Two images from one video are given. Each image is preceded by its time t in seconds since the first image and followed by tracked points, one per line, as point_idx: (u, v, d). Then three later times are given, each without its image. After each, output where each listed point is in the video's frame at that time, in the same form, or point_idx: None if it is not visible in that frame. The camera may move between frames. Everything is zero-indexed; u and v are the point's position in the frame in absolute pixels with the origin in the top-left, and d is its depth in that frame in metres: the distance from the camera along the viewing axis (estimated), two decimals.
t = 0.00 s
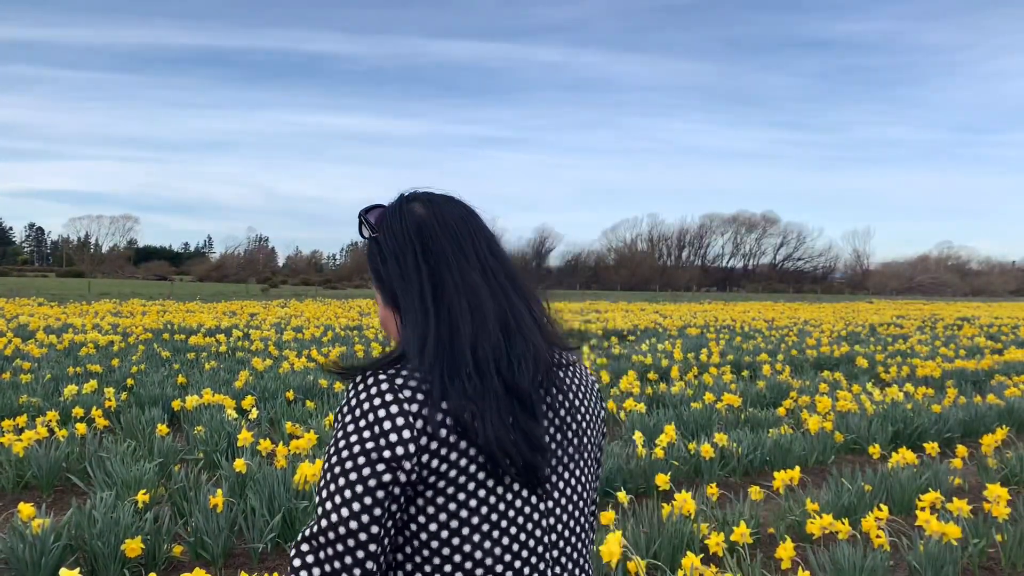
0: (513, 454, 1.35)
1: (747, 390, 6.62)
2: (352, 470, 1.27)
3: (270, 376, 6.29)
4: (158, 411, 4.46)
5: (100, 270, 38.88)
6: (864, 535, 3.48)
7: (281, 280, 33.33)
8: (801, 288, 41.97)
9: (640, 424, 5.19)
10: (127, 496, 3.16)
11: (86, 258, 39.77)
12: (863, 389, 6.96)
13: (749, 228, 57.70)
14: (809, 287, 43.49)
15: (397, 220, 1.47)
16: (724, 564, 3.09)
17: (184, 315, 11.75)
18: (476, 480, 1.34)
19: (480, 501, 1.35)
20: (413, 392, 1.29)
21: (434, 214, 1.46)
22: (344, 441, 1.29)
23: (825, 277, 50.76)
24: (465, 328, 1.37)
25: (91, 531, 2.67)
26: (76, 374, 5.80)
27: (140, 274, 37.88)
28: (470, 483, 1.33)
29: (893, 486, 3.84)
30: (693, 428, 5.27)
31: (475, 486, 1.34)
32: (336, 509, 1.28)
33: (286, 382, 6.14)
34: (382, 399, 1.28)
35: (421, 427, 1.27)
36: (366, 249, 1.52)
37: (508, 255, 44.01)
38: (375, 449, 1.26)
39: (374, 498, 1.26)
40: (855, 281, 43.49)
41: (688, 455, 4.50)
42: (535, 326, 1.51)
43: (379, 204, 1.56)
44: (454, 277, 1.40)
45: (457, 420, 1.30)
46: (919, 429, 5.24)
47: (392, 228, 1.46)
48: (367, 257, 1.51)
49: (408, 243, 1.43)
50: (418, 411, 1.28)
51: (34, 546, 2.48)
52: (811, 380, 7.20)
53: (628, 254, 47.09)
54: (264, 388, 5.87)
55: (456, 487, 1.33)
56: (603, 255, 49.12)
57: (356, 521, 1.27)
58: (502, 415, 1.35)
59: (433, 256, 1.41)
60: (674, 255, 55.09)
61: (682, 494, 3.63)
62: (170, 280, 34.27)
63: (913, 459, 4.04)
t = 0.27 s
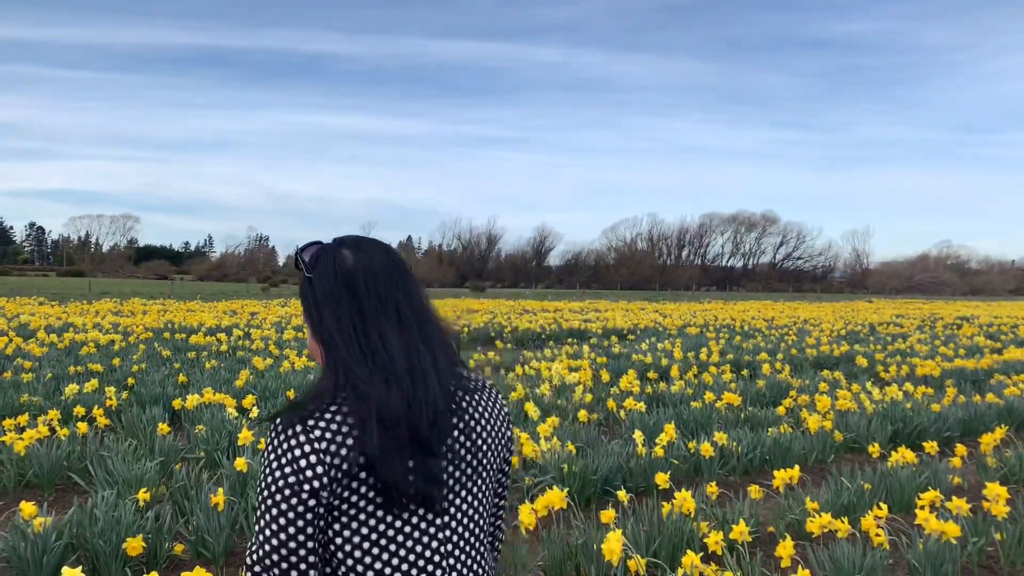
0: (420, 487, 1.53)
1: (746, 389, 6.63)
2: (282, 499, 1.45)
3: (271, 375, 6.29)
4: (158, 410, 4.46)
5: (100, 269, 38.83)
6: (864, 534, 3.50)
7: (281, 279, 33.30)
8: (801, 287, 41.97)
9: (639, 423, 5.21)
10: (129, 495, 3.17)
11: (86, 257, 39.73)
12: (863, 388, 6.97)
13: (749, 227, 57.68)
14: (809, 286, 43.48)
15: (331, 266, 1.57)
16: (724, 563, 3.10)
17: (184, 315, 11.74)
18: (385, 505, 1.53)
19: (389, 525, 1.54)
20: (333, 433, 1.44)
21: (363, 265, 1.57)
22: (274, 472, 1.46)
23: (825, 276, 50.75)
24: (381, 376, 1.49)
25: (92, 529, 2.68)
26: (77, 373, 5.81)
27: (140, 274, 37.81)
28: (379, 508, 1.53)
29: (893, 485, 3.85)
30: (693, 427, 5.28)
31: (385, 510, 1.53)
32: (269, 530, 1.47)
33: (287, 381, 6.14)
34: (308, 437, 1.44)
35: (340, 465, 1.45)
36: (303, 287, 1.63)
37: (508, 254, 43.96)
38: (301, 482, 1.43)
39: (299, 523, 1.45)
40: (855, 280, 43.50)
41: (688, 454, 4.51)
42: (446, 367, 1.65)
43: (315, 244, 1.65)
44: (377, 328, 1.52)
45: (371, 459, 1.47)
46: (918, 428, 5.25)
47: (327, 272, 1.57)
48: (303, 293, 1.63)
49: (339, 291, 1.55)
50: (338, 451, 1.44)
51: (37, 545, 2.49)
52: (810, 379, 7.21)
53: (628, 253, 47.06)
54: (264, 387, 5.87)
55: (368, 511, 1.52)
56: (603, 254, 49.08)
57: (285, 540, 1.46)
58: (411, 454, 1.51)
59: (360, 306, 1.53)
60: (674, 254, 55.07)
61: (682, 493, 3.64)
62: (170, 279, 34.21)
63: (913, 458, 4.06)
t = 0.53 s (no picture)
0: (371, 441, 1.65)
1: (746, 388, 6.63)
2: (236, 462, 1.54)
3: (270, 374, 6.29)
4: (159, 408, 4.46)
5: (100, 268, 38.78)
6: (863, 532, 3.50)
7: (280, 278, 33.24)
8: (801, 287, 41.94)
9: (639, 422, 5.22)
10: (129, 493, 3.17)
11: (86, 256, 39.69)
12: (862, 387, 6.97)
13: (749, 226, 57.67)
14: (809, 285, 43.46)
15: (277, 254, 1.72)
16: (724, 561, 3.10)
17: (184, 314, 11.74)
18: (338, 463, 1.64)
19: (342, 481, 1.65)
20: (284, 395, 1.56)
21: (307, 250, 1.71)
22: (228, 437, 1.56)
23: (825, 275, 50.74)
24: (325, 341, 1.62)
25: (93, 527, 2.69)
26: (78, 372, 5.81)
27: (139, 273, 37.76)
28: (332, 466, 1.63)
29: (892, 484, 3.86)
30: (693, 426, 5.29)
31: (338, 468, 1.64)
32: (225, 493, 1.56)
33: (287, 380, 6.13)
34: (257, 402, 1.54)
35: (292, 425, 1.56)
36: (253, 277, 1.75)
37: (508, 253, 43.90)
38: (254, 444, 1.53)
39: (254, 482, 1.55)
40: (856, 279, 43.48)
41: (687, 452, 4.52)
42: (389, 336, 1.80)
43: (263, 237, 1.79)
44: (323, 303, 1.67)
45: (321, 418, 1.58)
46: (918, 426, 5.26)
47: (273, 261, 1.71)
48: (253, 282, 1.75)
49: (284, 275, 1.68)
50: (289, 412, 1.55)
51: (37, 543, 2.49)
52: (810, 378, 7.21)
53: (628, 252, 47.00)
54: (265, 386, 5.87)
55: (321, 471, 1.63)
56: (603, 253, 49.04)
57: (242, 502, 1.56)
58: (359, 410, 1.62)
59: (306, 286, 1.67)
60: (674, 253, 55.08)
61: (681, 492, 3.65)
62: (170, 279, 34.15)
63: (912, 456, 4.06)
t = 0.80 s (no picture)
0: (374, 433, 1.71)
1: (746, 386, 6.63)
2: (258, 464, 1.51)
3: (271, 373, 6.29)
4: (160, 407, 4.47)
5: (100, 267, 38.77)
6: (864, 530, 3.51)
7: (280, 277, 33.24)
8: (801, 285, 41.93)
9: (640, 420, 5.22)
10: (131, 491, 3.17)
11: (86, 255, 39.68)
12: (862, 385, 6.97)
13: (749, 225, 57.65)
14: (809, 284, 43.46)
15: (279, 247, 1.71)
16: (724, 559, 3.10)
17: (184, 313, 11.74)
18: (347, 457, 1.67)
19: (351, 471, 1.69)
20: (300, 389, 1.57)
21: (305, 247, 1.73)
22: (246, 438, 1.52)
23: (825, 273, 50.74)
24: (331, 335, 1.67)
25: (95, 525, 2.69)
26: (79, 371, 5.82)
27: (139, 271, 37.76)
28: (341, 460, 1.66)
29: (893, 482, 3.86)
30: (693, 424, 5.29)
31: (347, 462, 1.67)
32: (243, 497, 1.52)
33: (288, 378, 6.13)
34: (279, 400, 1.53)
35: (312, 422, 1.57)
36: (248, 266, 1.71)
37: (508, 252, 43.88)
38: (278, 443, 1.52)
39: (276, 484, 1.53)
40: (856, 278, 43.49)
41: (688, 451, 4.52)
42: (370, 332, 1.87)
43: (257, 227, 1.75)
44: (327, 299, 1.70)
45: (334, 409, 1.62)
46: (918, 425, 5.26)
47: (277, 254, 1.70)
48: (246, 272, 1.71)
49: (290, 269, 1.68)
50: (310, 409, 1.56)
51: (40, 541, 2.49)
52: (810, 377, 7.21)
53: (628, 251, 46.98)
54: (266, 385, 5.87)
55: (333, 462, 1.65)
56: (603, 251, 49.02)
57: (263, 504, 1.53)
58: (361, 400, 1.69)
59: (312, 281, 1.68)
60: (674, 251, 55.07)
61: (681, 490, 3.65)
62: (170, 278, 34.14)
63: (913, 455, 4.07)
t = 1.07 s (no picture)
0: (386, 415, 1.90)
1: (747, 385, 6.63)
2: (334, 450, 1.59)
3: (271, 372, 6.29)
4: (161, 406, 4.47)
5: (100, 266, 38.76)
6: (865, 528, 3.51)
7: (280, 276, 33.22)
8: (801, 284, 41.91)
9: (641, 419, 5.23)
10: (133, 490, 3.18)
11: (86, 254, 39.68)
12: (863, 384, 6.97)
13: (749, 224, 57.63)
14: (809, 283, 43.43)
15: (312, 247, 1.81)
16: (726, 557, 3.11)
17: (184, 312, 11.75)
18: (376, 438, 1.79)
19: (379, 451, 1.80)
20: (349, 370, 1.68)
21: (323, 245, 1.84)
22: (317, 429, 1.58)
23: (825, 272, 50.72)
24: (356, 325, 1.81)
25: (98, 523, 2.70)
26: (80, 369, 5.82)
27: (139, 270, 37.74)
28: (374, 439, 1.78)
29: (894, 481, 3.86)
30: (694, 423, 5.30)
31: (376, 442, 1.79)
32: (322, 478, 1.58)
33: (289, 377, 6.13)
34: (339, 383, 1.63)
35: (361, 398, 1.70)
36: (281, 260, 1.75)
37: (508, 251, 43.85)
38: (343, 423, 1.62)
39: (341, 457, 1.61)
40: (856, 277, 43.47)
41: (690, 450, 4.52)
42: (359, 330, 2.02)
43: (288, 224, 1.81)
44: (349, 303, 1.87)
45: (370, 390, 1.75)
46: (918, 424, 5.26)
47: (313, 254, 1.80)
48: (279, 265, 1.75)
49: (327, 270, 1.81)
50: (360, 387, 1.69)
51: (43, 539, 2.50)
52: (810, 376, 7.21)
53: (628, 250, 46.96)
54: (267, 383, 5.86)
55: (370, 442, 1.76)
56: (603, 250, 49.00)
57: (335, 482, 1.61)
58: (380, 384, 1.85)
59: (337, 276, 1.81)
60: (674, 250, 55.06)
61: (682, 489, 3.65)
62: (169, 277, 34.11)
63: (913, 453, 4.08)
